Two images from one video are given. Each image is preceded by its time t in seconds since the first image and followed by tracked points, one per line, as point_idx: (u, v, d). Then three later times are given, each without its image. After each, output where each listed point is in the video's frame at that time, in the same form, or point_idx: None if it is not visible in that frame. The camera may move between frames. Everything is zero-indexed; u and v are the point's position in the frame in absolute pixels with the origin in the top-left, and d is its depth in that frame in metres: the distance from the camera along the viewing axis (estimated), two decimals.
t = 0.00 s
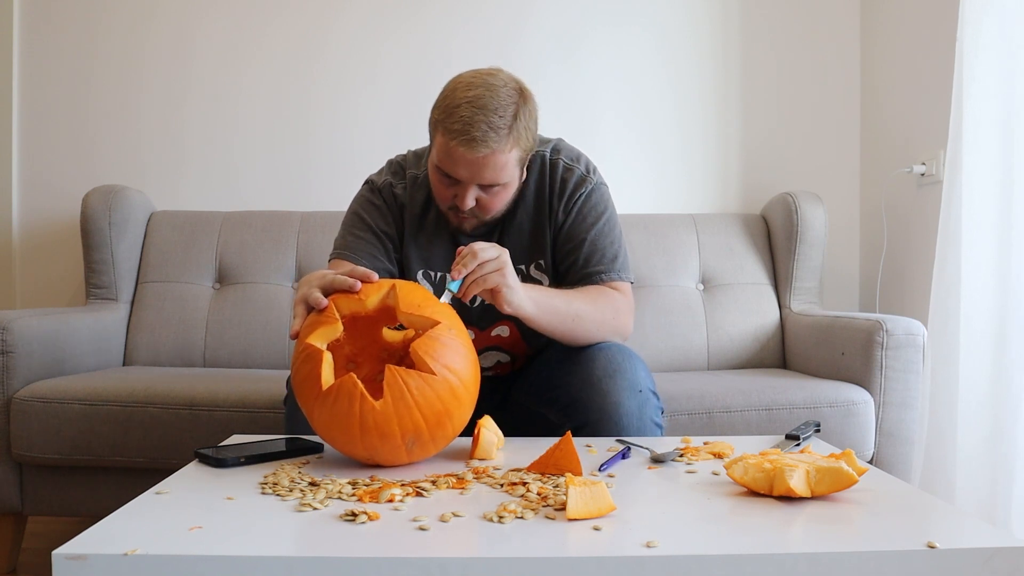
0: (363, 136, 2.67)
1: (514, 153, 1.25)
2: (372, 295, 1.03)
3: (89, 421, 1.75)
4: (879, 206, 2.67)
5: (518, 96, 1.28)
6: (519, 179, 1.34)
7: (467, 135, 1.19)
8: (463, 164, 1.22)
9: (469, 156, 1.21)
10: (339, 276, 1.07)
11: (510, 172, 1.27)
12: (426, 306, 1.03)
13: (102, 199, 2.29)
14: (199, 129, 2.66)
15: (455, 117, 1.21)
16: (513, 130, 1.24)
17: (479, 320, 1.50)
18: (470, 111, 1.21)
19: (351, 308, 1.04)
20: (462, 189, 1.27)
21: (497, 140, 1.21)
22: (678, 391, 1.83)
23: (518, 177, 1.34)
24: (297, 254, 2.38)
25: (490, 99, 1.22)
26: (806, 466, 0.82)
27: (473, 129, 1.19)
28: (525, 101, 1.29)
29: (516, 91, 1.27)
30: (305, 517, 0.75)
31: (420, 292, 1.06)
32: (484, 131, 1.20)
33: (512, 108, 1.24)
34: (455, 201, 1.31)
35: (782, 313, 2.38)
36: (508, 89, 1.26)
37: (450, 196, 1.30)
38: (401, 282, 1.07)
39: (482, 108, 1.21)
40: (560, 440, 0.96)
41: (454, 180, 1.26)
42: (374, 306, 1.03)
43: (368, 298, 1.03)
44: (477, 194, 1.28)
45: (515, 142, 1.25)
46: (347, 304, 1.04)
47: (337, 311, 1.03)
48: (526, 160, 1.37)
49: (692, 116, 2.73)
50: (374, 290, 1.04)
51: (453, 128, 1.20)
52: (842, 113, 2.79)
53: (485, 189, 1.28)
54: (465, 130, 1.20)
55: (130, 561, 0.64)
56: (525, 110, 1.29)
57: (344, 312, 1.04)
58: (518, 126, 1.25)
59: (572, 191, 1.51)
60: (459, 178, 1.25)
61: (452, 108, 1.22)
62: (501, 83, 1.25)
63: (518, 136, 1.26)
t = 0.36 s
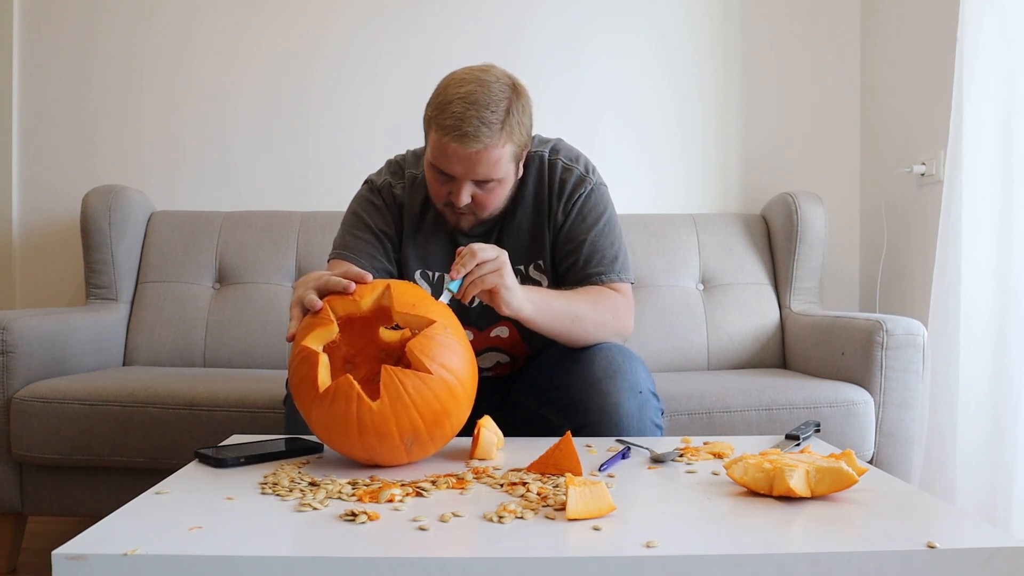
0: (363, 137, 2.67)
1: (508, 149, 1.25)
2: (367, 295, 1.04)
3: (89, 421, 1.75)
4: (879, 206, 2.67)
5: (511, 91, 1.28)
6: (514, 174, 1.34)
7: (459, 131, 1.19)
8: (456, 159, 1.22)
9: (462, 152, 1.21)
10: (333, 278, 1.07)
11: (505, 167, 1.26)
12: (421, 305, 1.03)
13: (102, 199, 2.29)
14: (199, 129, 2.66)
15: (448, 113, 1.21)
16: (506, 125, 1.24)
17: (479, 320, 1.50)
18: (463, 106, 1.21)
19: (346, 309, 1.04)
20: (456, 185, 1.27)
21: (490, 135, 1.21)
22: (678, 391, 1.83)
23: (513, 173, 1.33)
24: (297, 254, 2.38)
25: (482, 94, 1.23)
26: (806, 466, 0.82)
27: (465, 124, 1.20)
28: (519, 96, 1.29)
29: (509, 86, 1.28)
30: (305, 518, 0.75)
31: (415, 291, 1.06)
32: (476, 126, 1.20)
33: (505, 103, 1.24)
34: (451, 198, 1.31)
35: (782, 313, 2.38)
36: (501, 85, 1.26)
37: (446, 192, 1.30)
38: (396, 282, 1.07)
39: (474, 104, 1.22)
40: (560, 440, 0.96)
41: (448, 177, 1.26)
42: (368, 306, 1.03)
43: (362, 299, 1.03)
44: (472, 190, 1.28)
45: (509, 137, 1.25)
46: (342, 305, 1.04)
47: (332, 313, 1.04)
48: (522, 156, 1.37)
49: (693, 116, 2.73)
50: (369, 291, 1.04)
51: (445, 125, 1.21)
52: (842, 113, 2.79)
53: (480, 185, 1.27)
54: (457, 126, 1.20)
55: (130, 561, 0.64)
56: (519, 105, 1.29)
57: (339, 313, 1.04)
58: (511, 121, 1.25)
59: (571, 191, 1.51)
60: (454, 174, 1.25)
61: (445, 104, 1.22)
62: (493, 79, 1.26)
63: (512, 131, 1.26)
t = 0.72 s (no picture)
0: (363, 137, 2.67)
1: (505, 146, 1.25)
2: (364, 296, 1.04)
3: (89, 421, 1.75)
4: (879, 206, 2.67)
5: (508, 89, 1.28)
6: (513, 172, 1.34)
7: (456, 129, 1.20)
8: (453, 158, 1.22)
9: (459, 150, 1.21)
10: (331, 278, 1.07)
11: (503, 165, 1.26)
12: (418, 305, 1.03)
13: (102, 199, 2.29)
14: (199, 129, 2.66)
15: (444, 112, 1.21)
16: (503, 123, 1.24)
17: (479, 320, 1.50)
18: (459, 105, 1.21)
19: (344, 310, 1.04)
20: (455, 183, 1.27)
21: (487, 133, 1.21)
22: (678, 391, 1.83)
23: (512, 171, 1.33)
24: (297, 254, 2.38)
25: (478, 92, 1.23)
26: (806, 466, 0.82)
27: (462, 122, 1.20)
28: (516, 93, 1.29)
29: (506, 84, 1.28)
30: (305, 517, 0.75)
31: (412, 291, 1.06)
32: (473, 124, 1.20)
33: (501, 101, 1.25)
34: (450, 197, 1.31)
35: (782, 313, 2.38)
36: (497, 83, 1.26)
37: (444, 192, 1.30)
38: (394, 282, 1.07)
39: (471, 102, 1.22)
40: (560, 440, 0.96)
41: (447, 175, 1.26)
42: (366, 306, 1.04)
43: (360, 299, 1.03)
44: (471, 188, 1.28)
45: (506, 134, 1.25)
46: (339, 306, 1.04)
47: (330, 314, 1.04)
48: (520, 155, 1.37)
49: (693, 116, 2.73)
50: (366, 291, 1.04)
51: (442, 124, 1.21)
52: (842, 113, 2.79)
53: (479, 183, 1.27)
54: (454, 124, 1.20)
55: (130, 561, 0.64)
56: (516, 103, 1.28)
57: (337, 314, 1.04)
58: (508, 118, 1.25)
59: (572, 191, 1.51)
60: (452, 173, 1.25)
61: (442, 103, 1.23)
62: (489, 77, 1.26)
63: (509, 128, 1.26)
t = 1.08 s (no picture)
0: (363, 137, 2.67)
1: (514, 139, 1.25)
2: (356, 296, 1.04)
3: (89, 422, 1.75)
4: (879, 206, 2.67)
5: (515, 84, 1.29)
6: (520, 168, 1.33)
7: (466, 121, 1.20)
8: (463, 151, 1.22)
9: (469, 142, 1.21)
10: (321, 281, 1.08)
11: (511, 159, 1.26)
12: (410, 303, 1.03)
13: (102, 199, 2.29)
14: (199, 129, 2.66)
15: (453, 106, 1.22)
16: (511, 116, 1.24)
17: (478, 321, 1.50)
18: (467, 98, 1.22)
19: (335, 311, 1.04)
20: (464, 178, 1.26)
21: (496, 125, 1.21)
22: (678, 391, 1.83)
23: (519, 167, 1.33)
24: (297, 254, 2.38)
25: (486, 86, 1.23)
26: (806, 466, 0.82)
27: (471, 114, 1.20)
28: (522, 88, 1.30)
29: (512, 79, 1.28)
30: (305, 517, 0.76)
31: (403, 289, 1.06)
32: (482, 117, 1.20)
33: (509, 94, 1.25)
34: (459, 192, 1.30)
35: (782, 313, 2.38)
36: (504, 77, 1.27)
37: (453, 187, 1.30)
38: (385, 282, 1.07)
39: (479, 94, 1.22)
40: (560, 440, 0.96)
41: (456, 170, 1.26)
42: (357, 307, 1.04)
43: (351, 300, 1.04)
44: (480, 183, 1.27)
45: (514, 128, 1.25)
46: (331, 307, 1.04)
47: (322, 316, 1.04)
48: (526, 151, 1.37)
49: (693, 114, 2.74)
50: (358, 291, 1.04)
51: (451, 116, 1.21)
52: (842, 113, 2.79)
53: (488, 177, 1.27)
54: (464, 117, 1.20)
55: (130, 561, 0.64)
56: (523, 97, 1.29)
57: (329, 316, 1.04)
58: (516, 112, 1.26)
59: (576, 195, 1.51)
60: (461, 167, 1.25)
61: (450, 98, 1.23)
62: (497, 72, 1.26)
63: (517, 122, 1.26)
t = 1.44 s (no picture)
0: (363, 137, 2.67)
1: (533, 143, 1.25)
2: (359, 296, 1.04)
3: (89, 422, 1.75)
4: (879, 206, 2.67)
5: (537, 88, 1.28)
6: (536, 171, 1.34)
7: (489, 123, 1.19)
8: (483, 152, 1.21)
9: (490, 145, 1.20)
10: (325, 279, 1.08)
11: (529, 162, 1.26)
12: (413, 304, 1.04)
13: (102, 199, 2.29)
14: (199, 129, 2.66)
15: (476, 106, 1.21)
16: (533, 120, 1.24)
17: (483, 322, 1.50)
18: (491, 100, 1.21)
19: (339, 311, 1.04)
20: (481, 179, 1.26)
21: (518, 129, 1.21)
22: (679, 391, 1.83)
23: (535, 170, 1.33)
24: (297, 254, 2.38)
25: (510, 88, 1.23)
26: (806, 466, 0.82)
27: (494, 117, 1.20)
28: (544, 92, 1.30)
29: (535, 82, 1.28)
30: (305, 517, 0.76)
31: (406, 290, 1.06)
32: (506, 119, 1.20)
33: (532, 99, 1.25)
34: (474, 192, 1.30)
35: (782, 313, 2.38)
36: (528, 81, 1.26)
37: (469, 187, 1.30)
38: (388, 282, 1.07)
39: (503, 97, 1.22)
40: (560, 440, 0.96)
41: (473, 170, 1.26)
42: (360, 307, 1.04)
43: (354, 300, 1.04)
44: (496, 184, 1.27)
45: (535, 132, 1.25)
46: (335, 307, 1.04)
47: (326, 315, 1.04)
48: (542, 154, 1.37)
49: (693, 114, 2.74)
50: (361, 291, 1.04)
51: (475, 117, 1.20)
52: (842, 112, 2.79)
53: (505, 179, 1.27)
54: (487, 118, 1.20)
55: (130, 561, 0.64)
56: (544, 102, 1.29)
57: (332, 315, 1.04)
58: (538, 116, 1.26)
59: (586, 200, 1.51)
60: (480, 168, 1.24)
61: (473, 98, 1.22)
62: (521, 76, 1.26)
63: (537, 126, 1.26)
